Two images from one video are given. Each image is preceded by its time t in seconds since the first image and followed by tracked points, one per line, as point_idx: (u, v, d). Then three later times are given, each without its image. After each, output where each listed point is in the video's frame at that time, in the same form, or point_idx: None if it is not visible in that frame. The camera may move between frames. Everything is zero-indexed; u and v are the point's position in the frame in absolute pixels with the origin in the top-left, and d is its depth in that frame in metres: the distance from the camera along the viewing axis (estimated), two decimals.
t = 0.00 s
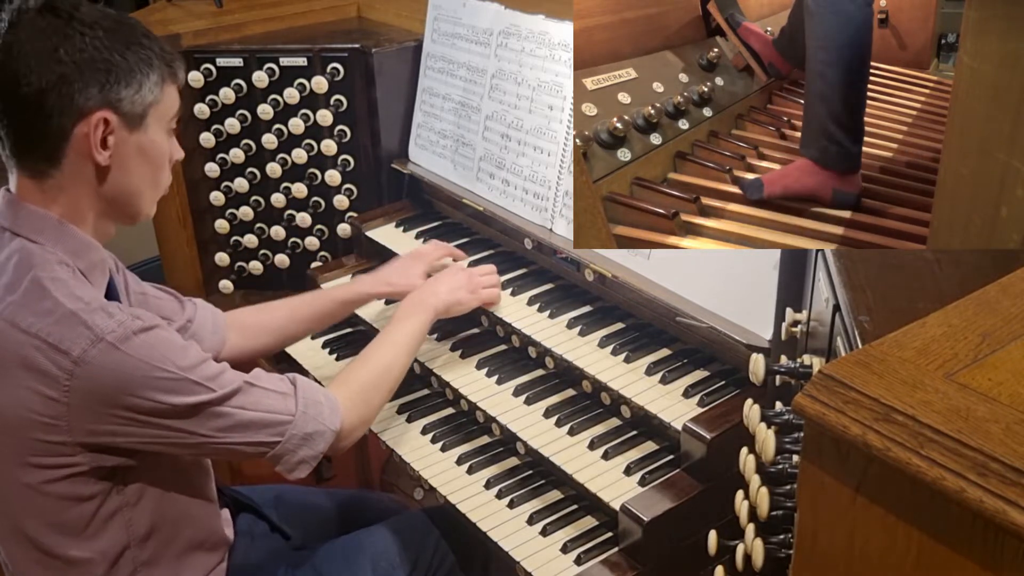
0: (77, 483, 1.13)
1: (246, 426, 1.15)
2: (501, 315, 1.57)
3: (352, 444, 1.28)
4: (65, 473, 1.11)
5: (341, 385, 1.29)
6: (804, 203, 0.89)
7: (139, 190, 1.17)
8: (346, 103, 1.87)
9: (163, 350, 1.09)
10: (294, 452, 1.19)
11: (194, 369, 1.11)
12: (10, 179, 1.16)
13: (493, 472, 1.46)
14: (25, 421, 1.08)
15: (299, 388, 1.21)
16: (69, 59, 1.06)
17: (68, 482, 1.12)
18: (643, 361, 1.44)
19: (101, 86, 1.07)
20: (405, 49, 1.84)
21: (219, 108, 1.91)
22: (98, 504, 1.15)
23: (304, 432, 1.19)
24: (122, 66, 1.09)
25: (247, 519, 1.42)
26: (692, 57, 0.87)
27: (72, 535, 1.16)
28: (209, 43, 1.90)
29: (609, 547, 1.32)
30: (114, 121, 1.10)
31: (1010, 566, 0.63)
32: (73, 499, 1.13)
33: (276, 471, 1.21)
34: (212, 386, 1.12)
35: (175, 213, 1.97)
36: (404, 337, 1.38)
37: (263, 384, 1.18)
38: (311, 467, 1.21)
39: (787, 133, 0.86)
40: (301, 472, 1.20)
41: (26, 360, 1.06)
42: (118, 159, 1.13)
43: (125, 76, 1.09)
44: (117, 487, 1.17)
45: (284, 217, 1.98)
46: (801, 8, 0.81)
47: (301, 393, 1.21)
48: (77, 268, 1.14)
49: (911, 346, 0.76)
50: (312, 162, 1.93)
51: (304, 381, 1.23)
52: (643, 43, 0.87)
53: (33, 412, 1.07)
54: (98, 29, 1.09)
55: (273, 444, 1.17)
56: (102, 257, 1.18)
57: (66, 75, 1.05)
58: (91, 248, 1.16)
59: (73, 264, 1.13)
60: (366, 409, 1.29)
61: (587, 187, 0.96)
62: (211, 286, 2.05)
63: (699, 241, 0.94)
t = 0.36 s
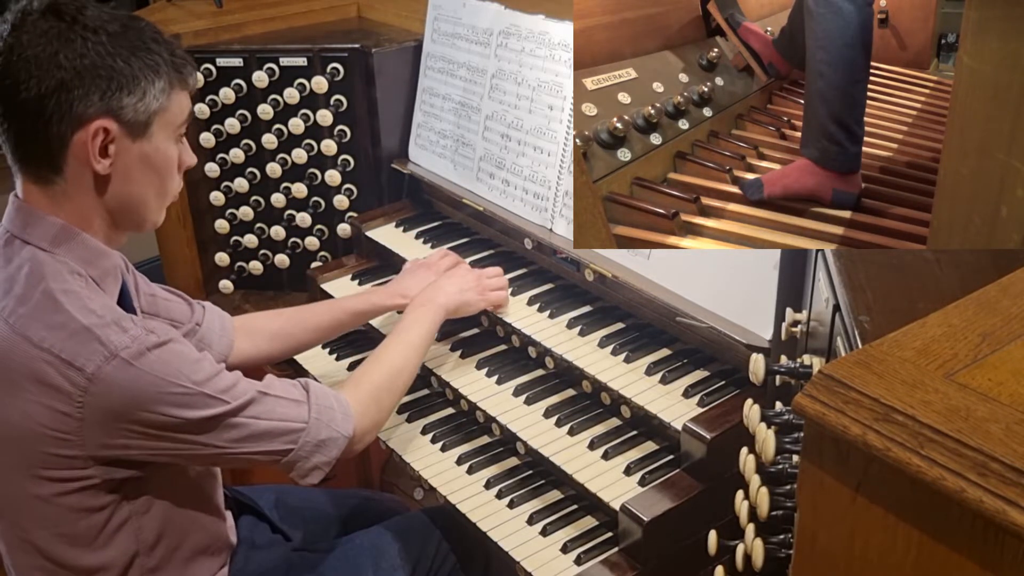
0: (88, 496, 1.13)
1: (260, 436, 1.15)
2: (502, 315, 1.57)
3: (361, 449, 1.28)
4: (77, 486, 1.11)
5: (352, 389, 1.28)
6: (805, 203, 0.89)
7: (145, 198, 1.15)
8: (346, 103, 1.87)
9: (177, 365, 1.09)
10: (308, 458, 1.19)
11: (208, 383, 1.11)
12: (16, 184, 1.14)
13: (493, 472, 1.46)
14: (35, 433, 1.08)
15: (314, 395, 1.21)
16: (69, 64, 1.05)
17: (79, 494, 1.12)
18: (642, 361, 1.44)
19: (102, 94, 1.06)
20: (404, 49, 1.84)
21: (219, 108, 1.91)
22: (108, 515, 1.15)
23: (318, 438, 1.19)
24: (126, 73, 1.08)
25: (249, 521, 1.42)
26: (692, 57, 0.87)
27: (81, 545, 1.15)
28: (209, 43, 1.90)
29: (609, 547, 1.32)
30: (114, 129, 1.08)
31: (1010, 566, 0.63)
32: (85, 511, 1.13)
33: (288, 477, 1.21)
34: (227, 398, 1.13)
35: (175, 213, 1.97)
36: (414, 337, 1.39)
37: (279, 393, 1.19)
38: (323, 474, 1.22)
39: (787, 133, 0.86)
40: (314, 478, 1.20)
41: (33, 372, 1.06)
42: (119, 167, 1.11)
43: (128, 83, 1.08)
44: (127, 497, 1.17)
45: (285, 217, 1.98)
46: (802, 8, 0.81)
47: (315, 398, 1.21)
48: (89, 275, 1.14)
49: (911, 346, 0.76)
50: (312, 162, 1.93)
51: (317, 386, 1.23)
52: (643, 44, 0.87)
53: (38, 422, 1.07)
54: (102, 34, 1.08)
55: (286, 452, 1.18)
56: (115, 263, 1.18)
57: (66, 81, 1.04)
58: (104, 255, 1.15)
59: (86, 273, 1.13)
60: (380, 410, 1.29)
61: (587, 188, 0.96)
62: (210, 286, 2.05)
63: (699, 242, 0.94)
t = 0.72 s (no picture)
0: (97, 501, 1.13)
1: (269, 442, 1.16)
2: (502, 315, 1.57)
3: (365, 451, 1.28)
4: (87, 492, 1.11)
5: (359, 394, 1.28)
6: (805, 203, 0.89)
7: (148, 202, 1.15)
8: (346, 103, 1.87)
9: (188, 372, 1.09)
10: (316, 465, 1.19)
11: (218, 391, 1.11)
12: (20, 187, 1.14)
13: (493, 473, 1.46)
14: (44, 440, 1.08)
15: (322, 401, 1.21)
16: (65, 65, 1.04)
17: (89, 500, 1.12)
18: (642, 361, 1.44)
19: (100, 96, 1.06)
20: (404, 49, 1.85)
21: (219, 108, 1.91)
22: (117, 520, 1.15)
23: (326, 445, 1.19)
24: (124, 75, 1.07)
25: (250, 522, 1.42)
26: (692, 57, 0.87)
27: (89, 550, 1.15)
28: (209, 43, 1.90)
29: (609, 547, 1.32)
30: (111, 132, 1.08)
31: (1010, 566, 0.63)
32: (93, 516, 1.13)
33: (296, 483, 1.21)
34: (237, 405, 1.13)
35: (175, 214, 1.97)
36: (416, 340, 1.39)
37: (288, 399, 1.19)
38: (332, 479, 1.22)
39: (787, 133, 0.86)
40: (323, 484, 1.20)
41: (40, 378, 1.06)
42: (118, 169, 1.11)
43: (127, 85, 1.07)
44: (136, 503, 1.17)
45: (285, 217, 1.98)
46: (801, 8, 0.81)
47: (323, 404, 1.21)
48: (96, 278, 1.14)
49: (911, 346, 0.76)
50: (312, 162, 1.93)
51: (325, 391, 1.23)
52: (643, 44, 0.87)
53: (44, 426, 1.07)
54: (102, 35, 1.07)
55: (294, 458, 1.18)
56: (121, 265, 1.18)
57: (63, 83, 1.04)
58: (111, 257, 1.16)
59: (93, 276, 1.13)
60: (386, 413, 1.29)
61: (587, 188, 0.96)
62: (210, 287, 2.05)
63: (699, 241, 0.94)
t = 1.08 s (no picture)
0: (102, 504, 1.13)
1: (275, 447, 1.15)
2: (502, 315, 1.57)
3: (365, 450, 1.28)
4: (92, 495, 1.11)
5: (363, 397, 1.28)
6: (805, 203, 0.89)
7: (151, 203, 1.15)
8: (346, 103, 1.87)
9: (195, 376, 1.09)
10: (322, 468, 1.19)
11: (224, 395, 1.11)
12: (24, 189, 1.14)
13: (493, 472, 1.46)
14: (50, 442, 1.08)
15: (326, 407, 1.21)
16: (65, 68, 1.04)
17: (94, 503, 1.12)
18: (642, 360, 1.44)
19: (100, 100, 1.05)
20: (404, 49, 1.84)
21: (219, 108, 1.91)
22: (121, 523, 1.15)
23: (332, 449, 1.19)
24: (125, 78, 1.06)
25: (251, 523, 1.42)
26: (692, 57, 0.87)
27: (93, 552, 1.15)
28: (210, 43, 1.90)
29: (609, 547, 1.32)
30: (112, 136, 1.08)
31: (1010, 567, 0.63)
32: (97, 518, 1.13)
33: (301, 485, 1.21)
34: (243, 409, 1.13)
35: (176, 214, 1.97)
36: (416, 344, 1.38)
37: (293, 403, 1.19)
38: (338, 483, 1.21)
39: (787, 133, 0.86)
40: (328, 488, 1.20)
41: (45, 380, 1.06)
42: (120, 172, 1.11)
43: (128, 88, 1.07)
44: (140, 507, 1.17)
45: (285, 217, 1.98)
46: (801, 8, 0.81)
47: (329, 408, 1.21)
48: (102, 280, 1.14)
49: (911, 346, 0.76)
50: (312, 162, 1.93)
51: (331, 395, 1.23)
52: (643, 44, 0.87)
53: (49, 429, 1.07)
54: (102, 37, 1.06)
55: (300, 462, 1.18)
56: (126, 266, 1.17)
57: (62, 87, 1.04)
58: (116, 259, 1.15)
59: (99, 278, 1.13)
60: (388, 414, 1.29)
61: (587, 187, 0.96)
62: (211, 287, 2.05)
63: (699, 242, 0.94)
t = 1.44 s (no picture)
0: (109, 503, 1.13)
1: (285, 461, 1.14)
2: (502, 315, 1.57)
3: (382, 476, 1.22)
4: (99, 493, 1.11)
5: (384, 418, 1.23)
6: (805, 205, 0.89)
7: (156, 201, 1.15)
8: (346, 103, 1.87)
9: (201, 376, 1.08)
10: (332, 489, 1.16)
11: (233, 400, 1.10)
12: (29, 187, 1.14)
13: (493, 472, 1.46)
14: (58, 441, 1.08)
15: (343, 425, 1.18)
16: (68, 67, 1.04)
17: (102, 502, 1.12)
18: (643, 360, 1.44)
19: (102, 98, 1.05)
20: (405, 49, 1.84)
21: (219, 108, 1.91)
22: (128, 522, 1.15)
23: (343, 471, 1.16)
24: (127, 77, 1.06)
25: (252, 523, 1.42)
26: (692, 57, 0.87)
27: (100, 550, 1.15)
28: (210, 43, 1.90)
29: (609, 547, 1.32)
30: (116, 134, 1.07)
31: (1010, 567, 0.63)
32: (104, 517, 1.13)
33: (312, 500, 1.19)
34: (253, 417, 1.11)
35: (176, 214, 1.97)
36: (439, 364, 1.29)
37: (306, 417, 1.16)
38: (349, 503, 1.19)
39: (787, 133, 0.86)
40: (338, 509, 1.18)
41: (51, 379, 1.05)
42: (124, 171, 1.10)
43: (130, 86, 1.06)
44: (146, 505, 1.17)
45: (285, 217, 1.98)
46: (801, 8, 0.81)
47: (345, 427, 1.18)
48: (109, 278, 1.14)
49: (911, 346, 0.76)
50: (312, 162, 1.93)
51: (349, 411, 1.21)
52: (643, 44, 0.87)
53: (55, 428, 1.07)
54: (105, 36, 1.06)
55: (311, 481, 1.15)
56: (134, 264, 1.18)
57: (65, 85, 1.04)
58: (123, 257, 1.16)
59: (106, 276, 1.13)
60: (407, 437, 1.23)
61: (587, 187, 0.96)
62: (211, 287, 2.05)
63: (699, 242, 0.93)
